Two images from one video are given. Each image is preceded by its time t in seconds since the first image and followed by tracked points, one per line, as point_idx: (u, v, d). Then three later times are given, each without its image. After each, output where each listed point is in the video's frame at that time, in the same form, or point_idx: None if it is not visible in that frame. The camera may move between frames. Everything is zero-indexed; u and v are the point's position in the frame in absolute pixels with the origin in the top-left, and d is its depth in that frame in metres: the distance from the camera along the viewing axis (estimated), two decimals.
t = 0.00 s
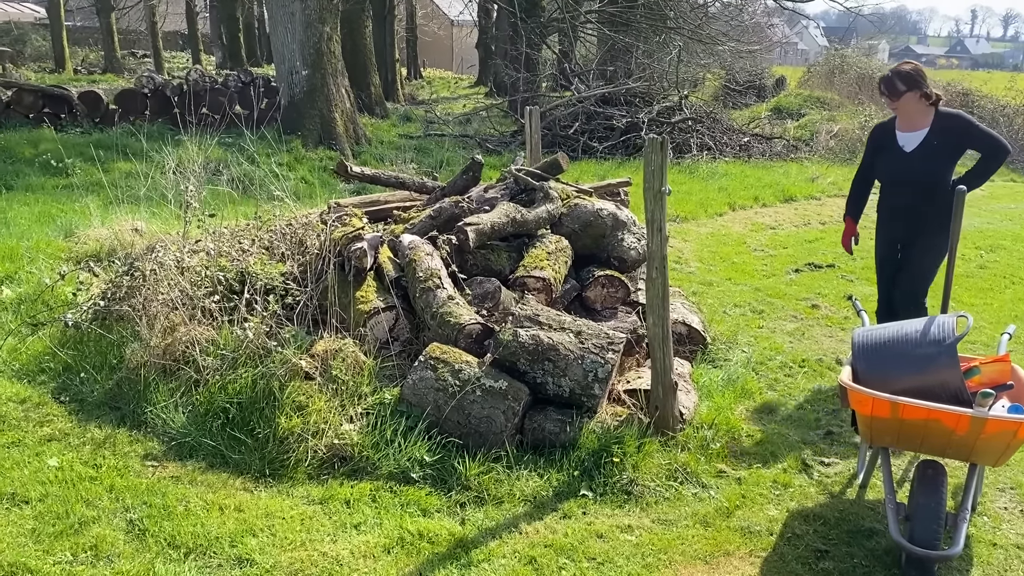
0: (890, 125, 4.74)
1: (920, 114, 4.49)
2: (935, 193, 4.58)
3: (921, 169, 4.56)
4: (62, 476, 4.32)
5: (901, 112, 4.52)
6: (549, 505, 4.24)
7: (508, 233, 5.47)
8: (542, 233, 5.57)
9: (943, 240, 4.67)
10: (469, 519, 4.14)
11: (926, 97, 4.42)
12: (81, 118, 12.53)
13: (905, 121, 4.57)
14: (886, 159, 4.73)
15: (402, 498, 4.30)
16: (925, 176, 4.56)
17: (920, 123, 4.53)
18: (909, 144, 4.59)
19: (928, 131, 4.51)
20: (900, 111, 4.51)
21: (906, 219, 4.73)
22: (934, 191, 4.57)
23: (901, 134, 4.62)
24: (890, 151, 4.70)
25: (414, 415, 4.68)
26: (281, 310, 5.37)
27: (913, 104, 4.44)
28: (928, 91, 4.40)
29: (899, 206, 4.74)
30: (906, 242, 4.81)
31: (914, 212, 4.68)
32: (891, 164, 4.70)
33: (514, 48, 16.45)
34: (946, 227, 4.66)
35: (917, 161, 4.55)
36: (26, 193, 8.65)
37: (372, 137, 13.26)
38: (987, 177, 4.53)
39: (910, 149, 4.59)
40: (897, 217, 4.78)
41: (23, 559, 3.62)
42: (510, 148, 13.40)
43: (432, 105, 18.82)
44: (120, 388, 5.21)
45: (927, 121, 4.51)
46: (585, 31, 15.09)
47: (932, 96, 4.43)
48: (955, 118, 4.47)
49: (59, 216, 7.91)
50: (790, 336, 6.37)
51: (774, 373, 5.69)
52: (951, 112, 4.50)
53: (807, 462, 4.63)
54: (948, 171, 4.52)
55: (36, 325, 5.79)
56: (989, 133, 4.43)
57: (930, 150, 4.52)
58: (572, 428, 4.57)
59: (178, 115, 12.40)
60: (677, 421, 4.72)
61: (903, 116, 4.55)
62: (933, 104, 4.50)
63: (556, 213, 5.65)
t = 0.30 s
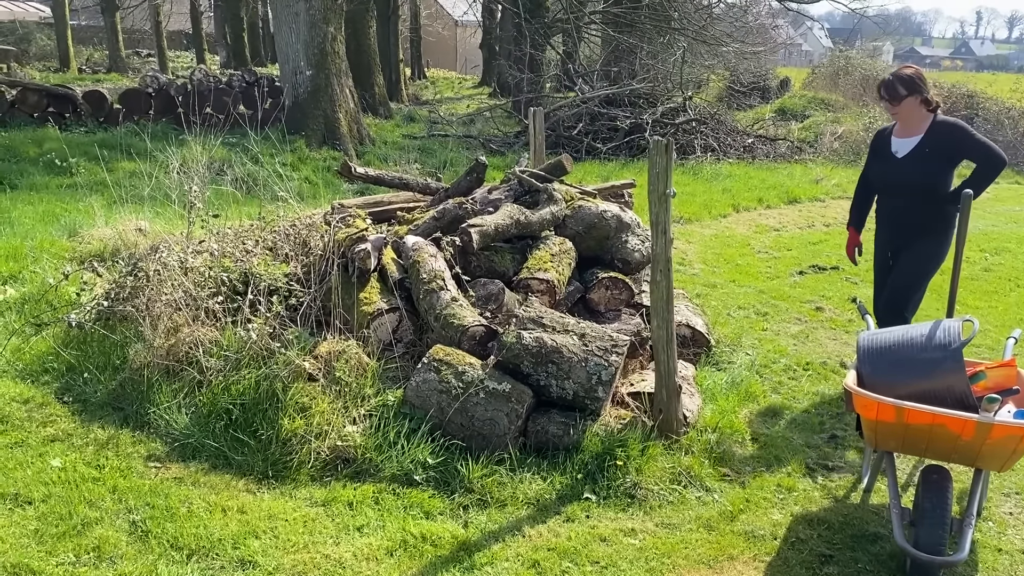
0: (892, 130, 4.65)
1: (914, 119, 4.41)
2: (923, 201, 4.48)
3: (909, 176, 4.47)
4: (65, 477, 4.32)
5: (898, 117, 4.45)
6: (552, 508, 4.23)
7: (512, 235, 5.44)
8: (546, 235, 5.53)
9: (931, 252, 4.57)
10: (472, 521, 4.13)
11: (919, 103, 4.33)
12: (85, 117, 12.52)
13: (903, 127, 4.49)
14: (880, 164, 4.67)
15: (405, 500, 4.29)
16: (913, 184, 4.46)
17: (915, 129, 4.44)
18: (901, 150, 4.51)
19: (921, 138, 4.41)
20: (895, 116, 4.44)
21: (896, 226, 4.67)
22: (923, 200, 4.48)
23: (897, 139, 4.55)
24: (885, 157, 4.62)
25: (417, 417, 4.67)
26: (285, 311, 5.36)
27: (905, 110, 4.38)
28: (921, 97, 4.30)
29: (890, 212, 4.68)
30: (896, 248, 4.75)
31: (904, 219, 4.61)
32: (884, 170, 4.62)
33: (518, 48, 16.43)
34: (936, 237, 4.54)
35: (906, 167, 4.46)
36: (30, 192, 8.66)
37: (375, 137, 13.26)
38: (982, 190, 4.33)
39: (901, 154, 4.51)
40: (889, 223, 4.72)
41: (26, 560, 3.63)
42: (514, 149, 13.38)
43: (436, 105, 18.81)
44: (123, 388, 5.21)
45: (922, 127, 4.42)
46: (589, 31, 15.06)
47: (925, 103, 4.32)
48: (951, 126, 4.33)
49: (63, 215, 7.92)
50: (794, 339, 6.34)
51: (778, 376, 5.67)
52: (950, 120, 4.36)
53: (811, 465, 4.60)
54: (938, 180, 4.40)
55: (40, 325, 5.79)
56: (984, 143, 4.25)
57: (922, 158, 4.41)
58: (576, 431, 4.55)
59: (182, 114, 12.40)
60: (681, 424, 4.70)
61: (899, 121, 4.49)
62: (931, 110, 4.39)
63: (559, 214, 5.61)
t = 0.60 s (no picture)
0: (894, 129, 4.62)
1: (911, 119, 4.39)
2: (910, 203, 4.49)
3: (897, 176, 4.47)
4: (69, 477, 4.33)
5: (897, 116, 4.43)
6: (554, 508, 4.26)
7: (512, 235, 5.45)
8: (546, 235, 5.53)
9: (913, 254, 4.59)
10: (475, 522, 4.16)
11: (915, 103, 4.30)
12: (84, 117, 12.49)
13: (902, 126, 4.47)
14: (877, 162, 4.67)
15: (409, 501, 4.32)
16: (901, 184, 4.46)
17: (912, 129, 4.42)
18: (896, 149, 4.50)
19: (916, 139, 4.39)
20: (893, 114, 4.43)
21: (884, 225, 4.70)
22: (910, 202, 4.48)
23: (895, 136, 4.53)
24: (883, 155, 4.61)
25: (419, 417, 4.69)
26: (288, 311, 5.36)
27: (901, 109, 4.36)
28: (917, 98, 4.28)
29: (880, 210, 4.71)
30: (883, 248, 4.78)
31: (891, 219, 4.63)
32: (880, 168, 4.61)
33: (516, 48, 16.43)
34: (920, 241, 4.55)
35: (895, 167, 4.46)
36: (30, 192, 8.65)
37: (374, 137, 13.26)
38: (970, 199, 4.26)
39: (895, 153, 4.50)
40: (878, 221, 4.75)
41: (31, 560, 3.64)
42: (513, 149, 13.39)
43: (434, 105, 18.79)
44: (126, 388, 5.22)
45: (919, 127, 4.39)
46: (588, 31, 15.06)
47: (921, 104, 4.29)
48: (948, 130, 4.26)
49: (63, 215, 7.91)
50: (795, 339, 6.37)
51: (779, 376, 5.70)
52: (949, 124, 4.30)
53: (812, 465, 4.63)
54: (925, 184, 4.38)
55: (41, 325, 5.78)
56: (977, 152, 4.17)
57: (913, 159, 4.39)
58: (578, 431, 4.58)
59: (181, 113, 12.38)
60: (683, 425, 4.73)
61: (898, 119, 4.47)
62: (930, 111, 4.34)
63: (560, 214, 5.61)
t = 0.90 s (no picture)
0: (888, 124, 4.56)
1: (902, 114, 4.33)
2: (893, 201, 4.45)
3: (882, 171, 4.44)
4: (61, 478, 4.30)
5: (888, 110, 4.37)
6: (550, 508, 4.25)
7: (508, 236, 5.42)
8: (541, 235, 5.50)
9: (891, 253, 4.57)
10: (470, 522, 4.15)
11: (907, 98, 4.25)
12: (76, 117, 12.45)
13: (894, 121, 4.41)
14: (867, 155, 4.63)
15: (403, 501, 4.30)
16: (885, 180, 4.43)
17: (904, 124, 4.36)
18: (886, 143, 4.45)
19: (905, 135, 4.34)
20: (885, 108, 4.37)
21: (867, 221, 4.68)
22: (895, 199, 4.43)
23: (887, 130, 4.49)
24: (873, 150, 4.56)
25: (414, 418, 4.68)
26: (281, 312, 5.33)
27: (894, 102, 4.31)
28: (908, 93, 4.22)
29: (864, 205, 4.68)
30: (864, 244, 4.76)
31: (873, 214, 4.61)
32: (869, 163, 4.56)
33: (510, 48, 16.43)
34: (900, 239, 4.53)
35: (882, 162, 4.42)
36: (22, 193, 8.59)
37: (368, 137, 13.24)
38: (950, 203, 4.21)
39: (884, 148, 4.46)
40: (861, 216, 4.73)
41: (23, 562, 3.61)
42: (507, 149, 13.38)
43: (428, 105, 18.78)
44: (118, 389, 5.19)
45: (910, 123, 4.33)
46: (582, 32, 15.08)
47: (912, 100, 4.23)
48: (938, 129, 4.19)
49: (55, 216, 7.87)
50: (789, 339, 6.38)
51: (774, 376, 5.70)
52: (941, 122, 4.23)
53: (807, 465, 4.63)
54: (908, 183, 4.34)
55: (33, 326, 5.75)
56: (961, 154, 4.10)
57: (901, 156, 4.33)
58: (573, 431, 4.58)
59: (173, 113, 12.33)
60: (679, 424, 4.73)
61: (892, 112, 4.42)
62: (922, 107, 4.28)
63: (555, 215, 5.58)
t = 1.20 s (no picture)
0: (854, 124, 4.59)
1: (867, 114, 4.37)
2: (860, 202, 4.47)
3: (849, 171, 4.46)
4: (40, 480, 4.26)
5: (853, 109, 4.40)
6: (532, 506, 4.25)
7: (491, 235, 5.41)
8: (525, 234, 5.47)
9: (859, 254, 4.58)
10: (452, 520, 4.14)
11: (872, 97, 4.28)
12: (58, 117, 12.34)
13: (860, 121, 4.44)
14: (834, 156, 4.65)
15: (386, 500, 4.29)
16: (852, 181, 4.45)
17: (869, 125, 4.39)
18: (853, 143, 4.47)
19: (870, 135, 4.37)
20: (850, 107, 4.41)
21: (834, 222, 4.69)
22: (861, 199, 4.44)
23: (853, 131, 4.52)
24: (840, 151, 4.58)
25: (397, 417, 4.67)
26: (263, 311, 5.30)
27: (860, 102, 4.34)
28: (874, 92, 4.26)
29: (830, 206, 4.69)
30: (830, 246, 4.78)
31: (839, 216, 4.62)
32: (835, 163, 4.59)
33: (496, 48, 16.44)
34: (867, 240, 4.54)
35: (849, 161, 4.44)
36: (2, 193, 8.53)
37: (353, 137, 13.22)
38: (916, 204, 4.23)
39: (851, 148, 4.48)
40: (828, 218, 4.74)
41: None
42: (492, 149, 13.39)
43: (414, 105, 18.77)
44: (99, 389, 5.15)
45: (875, 124, 4.36)
46: (567, 32, 15.11)
47: (877, 99, 4.27)
48: (903, 129, 4.22)
49: (36, 216, 7.81)
50: (772, 337, 6.40)
51: (756, 373, 5.72)
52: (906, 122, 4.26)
53: (789, 462, 4.64)
54: (875, 184, 4.36)
55: (13, 326, 5.70)
56: (927, 155, 4.13)
57: (867, 156, 4.35)
58: (556, 429, 4.58)
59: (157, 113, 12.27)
60: (661, 422, 4.73)
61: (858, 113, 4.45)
62: (887, 108, 4.31)
63: (538, 214, 5.56)
